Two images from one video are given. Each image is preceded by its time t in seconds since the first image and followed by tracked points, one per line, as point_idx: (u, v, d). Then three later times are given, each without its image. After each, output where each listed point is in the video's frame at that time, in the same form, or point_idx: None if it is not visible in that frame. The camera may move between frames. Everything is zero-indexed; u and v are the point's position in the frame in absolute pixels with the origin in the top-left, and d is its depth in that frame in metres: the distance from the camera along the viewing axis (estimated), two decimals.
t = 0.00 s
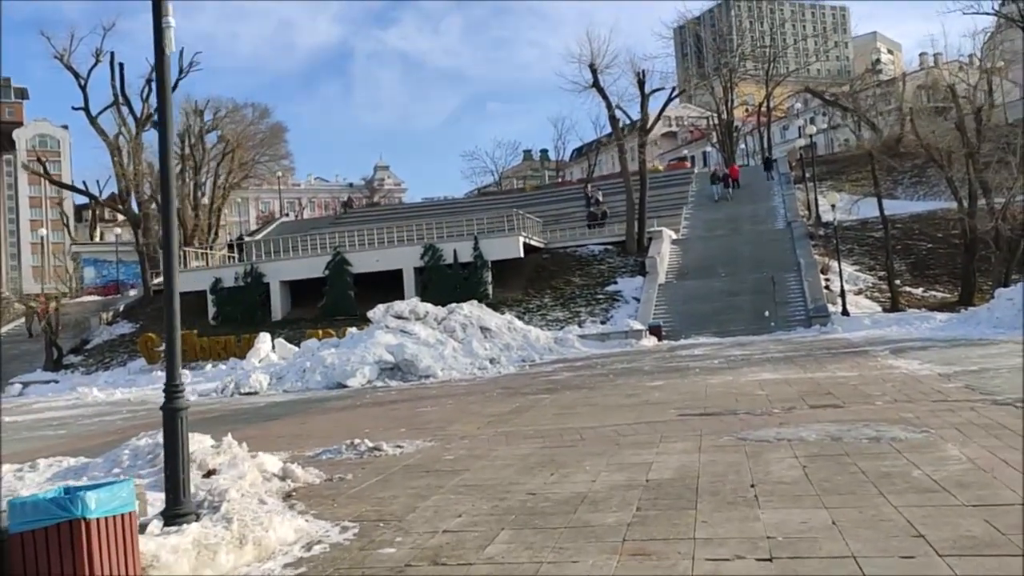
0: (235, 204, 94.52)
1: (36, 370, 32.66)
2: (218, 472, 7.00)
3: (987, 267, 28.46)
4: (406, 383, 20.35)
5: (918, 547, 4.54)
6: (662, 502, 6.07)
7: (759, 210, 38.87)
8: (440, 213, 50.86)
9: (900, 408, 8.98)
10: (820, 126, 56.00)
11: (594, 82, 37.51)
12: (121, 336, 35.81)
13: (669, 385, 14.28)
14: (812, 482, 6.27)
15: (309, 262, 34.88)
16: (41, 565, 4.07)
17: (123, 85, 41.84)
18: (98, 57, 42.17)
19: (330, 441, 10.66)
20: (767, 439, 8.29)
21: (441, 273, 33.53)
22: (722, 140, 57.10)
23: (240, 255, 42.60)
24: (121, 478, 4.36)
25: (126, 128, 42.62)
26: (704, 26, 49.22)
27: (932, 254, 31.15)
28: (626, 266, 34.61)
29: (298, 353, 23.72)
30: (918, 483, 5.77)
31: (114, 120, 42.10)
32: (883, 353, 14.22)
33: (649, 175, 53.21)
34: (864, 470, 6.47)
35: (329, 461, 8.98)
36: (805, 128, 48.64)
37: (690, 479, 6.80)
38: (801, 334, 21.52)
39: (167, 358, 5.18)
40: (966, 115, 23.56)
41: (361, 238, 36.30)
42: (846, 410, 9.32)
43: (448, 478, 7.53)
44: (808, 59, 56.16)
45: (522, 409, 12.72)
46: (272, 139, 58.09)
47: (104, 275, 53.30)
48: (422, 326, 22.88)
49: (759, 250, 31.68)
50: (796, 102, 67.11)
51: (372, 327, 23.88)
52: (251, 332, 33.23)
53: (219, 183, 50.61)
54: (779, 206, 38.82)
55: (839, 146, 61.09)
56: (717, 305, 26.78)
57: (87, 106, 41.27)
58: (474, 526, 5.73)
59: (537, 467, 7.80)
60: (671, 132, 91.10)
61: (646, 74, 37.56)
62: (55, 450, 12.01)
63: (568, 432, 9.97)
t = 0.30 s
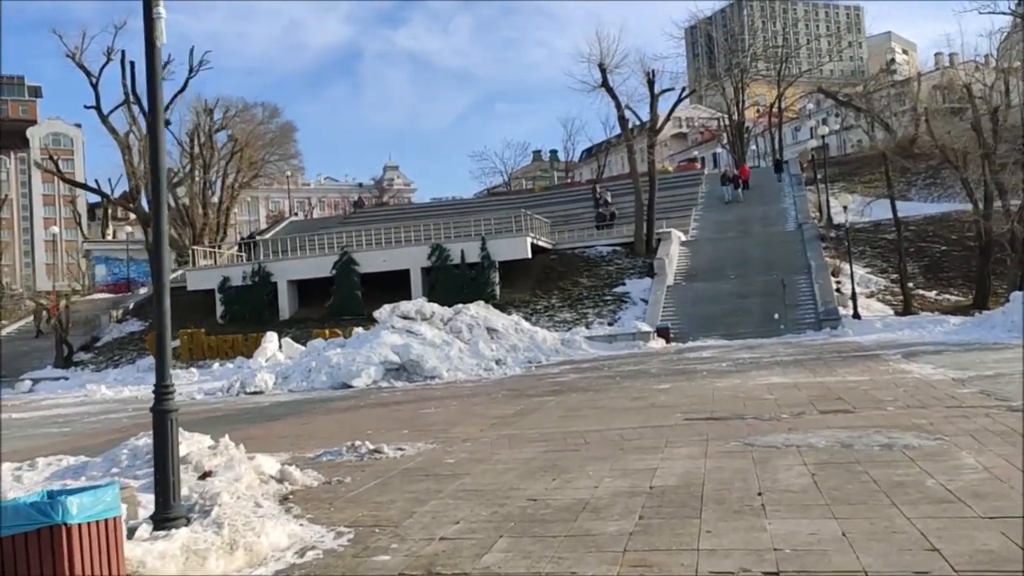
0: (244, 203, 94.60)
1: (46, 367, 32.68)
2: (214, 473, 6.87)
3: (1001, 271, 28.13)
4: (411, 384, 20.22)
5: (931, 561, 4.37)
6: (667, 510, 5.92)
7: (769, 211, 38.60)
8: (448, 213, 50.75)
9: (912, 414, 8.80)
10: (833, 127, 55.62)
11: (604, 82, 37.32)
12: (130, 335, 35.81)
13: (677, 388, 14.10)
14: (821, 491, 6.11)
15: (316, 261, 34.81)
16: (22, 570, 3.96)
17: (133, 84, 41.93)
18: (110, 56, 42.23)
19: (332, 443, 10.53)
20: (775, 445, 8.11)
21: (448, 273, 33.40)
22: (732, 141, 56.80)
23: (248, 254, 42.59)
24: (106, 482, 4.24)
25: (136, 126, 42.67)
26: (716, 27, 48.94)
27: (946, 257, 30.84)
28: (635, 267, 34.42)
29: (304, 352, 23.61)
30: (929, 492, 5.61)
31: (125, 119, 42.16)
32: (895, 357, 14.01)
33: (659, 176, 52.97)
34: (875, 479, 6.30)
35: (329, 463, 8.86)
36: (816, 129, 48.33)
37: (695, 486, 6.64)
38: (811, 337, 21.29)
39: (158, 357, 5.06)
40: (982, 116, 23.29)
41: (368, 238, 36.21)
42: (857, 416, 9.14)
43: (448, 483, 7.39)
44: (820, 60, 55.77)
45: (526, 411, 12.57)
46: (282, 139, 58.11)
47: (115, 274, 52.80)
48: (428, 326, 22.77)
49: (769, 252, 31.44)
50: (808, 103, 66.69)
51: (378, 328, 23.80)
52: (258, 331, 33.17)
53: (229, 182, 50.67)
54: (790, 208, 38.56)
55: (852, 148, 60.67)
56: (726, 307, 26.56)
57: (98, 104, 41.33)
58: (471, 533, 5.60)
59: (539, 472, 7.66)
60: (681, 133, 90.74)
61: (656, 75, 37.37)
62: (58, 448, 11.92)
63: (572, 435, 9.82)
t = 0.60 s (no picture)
0: (257, 199, 94.83)
1: (58, 362, 32.73)
2: (213, 472, 6.70)
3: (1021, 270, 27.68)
4: (420, 381, 20.05)
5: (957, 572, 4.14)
6: (678, 513, 5.71)
7: (783, 210, 38.24)
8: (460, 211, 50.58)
9: (932, 415, 8.54)
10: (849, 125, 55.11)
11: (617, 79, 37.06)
12: (142, 331, 35.81)
13: (690, 388, 13.86)
14: (839, 496, 5.88)
15: (327, 258, 34.72)
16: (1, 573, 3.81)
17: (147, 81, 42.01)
18: (124, 52, 42.32)
19: (338, 441, 10.35)
20: (789, 446, 7.88)
21: (459, 270, 33.24)
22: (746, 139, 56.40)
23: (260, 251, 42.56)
24: (91, 481, 4.10)
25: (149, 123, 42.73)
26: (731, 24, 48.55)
27: (964, 256, 30.38)
28: (647, 265, 34.14)
29: (313, 349, 23.47)
30: (952, 495, 5.36)
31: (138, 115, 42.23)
32: (913, 357, 13.70)
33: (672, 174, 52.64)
34: (895, 483, 6.07)
35: (333, 462, 8.69)
36: (832, 127, 47.88)
37: (707, 489, 6.41)
38: (826, 337, 20.97)
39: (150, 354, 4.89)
40: (1002, 112, 22.92)
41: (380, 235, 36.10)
42: (875, 417, 8.89)
43: (453, 484, 7.20)
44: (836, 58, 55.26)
45: (536, 411, 12.35)
46: (295, 136, 58.13)
47: (127, 270, 52.89)
48: (438, 324, 22.59)
49: (783, 251, 31.10)
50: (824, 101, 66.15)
51: (387, 325, 23.65)
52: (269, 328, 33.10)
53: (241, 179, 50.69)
54: (804, 206, 38.19)
55: (867, 146, 60.07)
56: (739, 306, 26.25)
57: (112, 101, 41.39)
58: (475, 536, 5.40)
59: (547, 473, 7.45)
60: (695, 132, 90.28)
61: (669, 71, 37.09)
62: (62, 445, 11.80)
63: (582, 435, 9.61)
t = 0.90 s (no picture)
0: (271, 198, 95.20)
1: (71, 362, 32.91)
2: (215, 477, 6.57)
3: None
4: (431, 382, 19.90)
5: None
6: (691, 523, 5.51)
7: (799, 209, 37.89)
8: (473, 210, 50.45)
9: (951, 420, 8.31)
10: (865, 124, 54.62)
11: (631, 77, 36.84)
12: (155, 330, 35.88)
13: (702, 389, 13.66)
14: (859, 506, 5.66)
15: (340, 257, 34.69)
16: None
17: (162, 81, 42.15)
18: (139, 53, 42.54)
19: (345, 444, 10.21)
20: (806, 452, 7.67)
21: (472, 270, 33.11)
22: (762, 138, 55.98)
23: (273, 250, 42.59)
24: (76, 492, 4.04)
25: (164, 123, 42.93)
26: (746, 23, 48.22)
27: (983, 257, 29.96)
28: (661, 265, 33.89)
29: (325, 349, 23.37)
30: (977, 505, 5.15)
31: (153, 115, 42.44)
32: (930, 359, 13.45)
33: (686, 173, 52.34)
34: (916, 492, 5.83)
35: (340, 466, 8.55)
36: (848, 126, 47.47)
37: (720, 496, 6.21)
38: (842, 338, 20.68)
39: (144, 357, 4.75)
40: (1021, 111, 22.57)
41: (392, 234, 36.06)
42: (893, 422, 8.66)
43: (460, 489, 7.03)
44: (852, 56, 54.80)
45: (546, 413, 12.17)
46: (309, 135, 58.23)
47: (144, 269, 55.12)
48: (450, 324, 22.45)
49: (798, 250, 30.79)
50: (839, 100, 65.63)
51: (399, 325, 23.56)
52: (281, 328, 33.08)
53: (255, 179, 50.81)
54: (820, 205, 37.83)
55: (884, 145, 59.53)
56: (754, 306, 25.96)
57: (128, 101, 41.65)
58: (479, 546, 5.22)
59: (556, 479, 7.27)
60: (710, 131, 89.81)
61: (684, 70, 36.81)
62: (68, 446, 11.71)
63: (592, 439, 9.43)
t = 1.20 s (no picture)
0: (288, 198, 95.50)
1: (88, 361, 33.00)
2: (215, 479, 6.43)
3: None
4: (445, 381, 19.74)
5: None
6: (704, 527, 5.30)
7: (817, 205, 37.45)
8: (488, 208, 50.29)
9: (976, 419, 8.03)
10: (885, 119, 53.92)
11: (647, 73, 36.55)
12: (171, 329, 35.97)
13: (718, 388, 13.40)
14: (880, 509, 5.43)
15: (354, 256, 34.63)
16: None
17: (179, 82, 42.35)
18: (156, 53, 42.72)
19: (354, 444, 10.04)
20: (825, 453, 7.41)
21: (487, 268, 32.93)
22: (780, 134, 55.43)
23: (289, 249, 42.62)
24: (59, 494, 3.91)
25: (180, 123, 43.12)
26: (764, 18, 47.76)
27: (1006, 252, 29.44)
28: (677, 262, 33.58)
29: (339, 348, 23.28)
30: (1006, 511, 4.91)
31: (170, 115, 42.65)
32: (952, 356, 13.13)
33: (703, 170, 51.93)
34: (940, 495, 5.59)
35: (346, 466, 8.39)
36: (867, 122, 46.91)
37: (734, 499, 5.99)
38: (862, 335, 20.33)
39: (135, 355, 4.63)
40: None
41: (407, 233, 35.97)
42: (914, 421, 8.39)
43: (466, 491, 6.86)
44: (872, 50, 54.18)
45: (558, 413, 11.96)
46: (325, 135, 58.31)
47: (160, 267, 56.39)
48: (464, 323, 22.32)
49: (817, 247, 30.41)
50: (858, 95, 64.92)
51: (413, 323, 23.46)
52: (296, 327, 33.05)
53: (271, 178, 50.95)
54: (839, 202, 37.36)
55: (904, 140, 58.77)
56: (771, 304, 25.62)
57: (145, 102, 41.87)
58: (482, 551, 5.04)
59: (565, 481, 7.06)
60: (727, 127, 89.16)
61: (701, 65, 36.46)
62: (77, 446, 11.64)
63: (604, 438, 9.22)
